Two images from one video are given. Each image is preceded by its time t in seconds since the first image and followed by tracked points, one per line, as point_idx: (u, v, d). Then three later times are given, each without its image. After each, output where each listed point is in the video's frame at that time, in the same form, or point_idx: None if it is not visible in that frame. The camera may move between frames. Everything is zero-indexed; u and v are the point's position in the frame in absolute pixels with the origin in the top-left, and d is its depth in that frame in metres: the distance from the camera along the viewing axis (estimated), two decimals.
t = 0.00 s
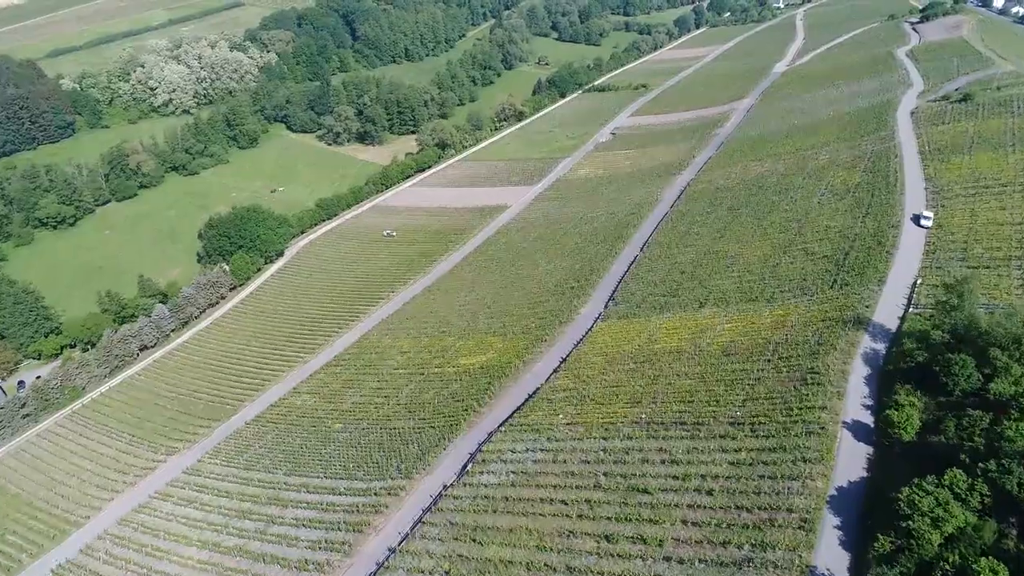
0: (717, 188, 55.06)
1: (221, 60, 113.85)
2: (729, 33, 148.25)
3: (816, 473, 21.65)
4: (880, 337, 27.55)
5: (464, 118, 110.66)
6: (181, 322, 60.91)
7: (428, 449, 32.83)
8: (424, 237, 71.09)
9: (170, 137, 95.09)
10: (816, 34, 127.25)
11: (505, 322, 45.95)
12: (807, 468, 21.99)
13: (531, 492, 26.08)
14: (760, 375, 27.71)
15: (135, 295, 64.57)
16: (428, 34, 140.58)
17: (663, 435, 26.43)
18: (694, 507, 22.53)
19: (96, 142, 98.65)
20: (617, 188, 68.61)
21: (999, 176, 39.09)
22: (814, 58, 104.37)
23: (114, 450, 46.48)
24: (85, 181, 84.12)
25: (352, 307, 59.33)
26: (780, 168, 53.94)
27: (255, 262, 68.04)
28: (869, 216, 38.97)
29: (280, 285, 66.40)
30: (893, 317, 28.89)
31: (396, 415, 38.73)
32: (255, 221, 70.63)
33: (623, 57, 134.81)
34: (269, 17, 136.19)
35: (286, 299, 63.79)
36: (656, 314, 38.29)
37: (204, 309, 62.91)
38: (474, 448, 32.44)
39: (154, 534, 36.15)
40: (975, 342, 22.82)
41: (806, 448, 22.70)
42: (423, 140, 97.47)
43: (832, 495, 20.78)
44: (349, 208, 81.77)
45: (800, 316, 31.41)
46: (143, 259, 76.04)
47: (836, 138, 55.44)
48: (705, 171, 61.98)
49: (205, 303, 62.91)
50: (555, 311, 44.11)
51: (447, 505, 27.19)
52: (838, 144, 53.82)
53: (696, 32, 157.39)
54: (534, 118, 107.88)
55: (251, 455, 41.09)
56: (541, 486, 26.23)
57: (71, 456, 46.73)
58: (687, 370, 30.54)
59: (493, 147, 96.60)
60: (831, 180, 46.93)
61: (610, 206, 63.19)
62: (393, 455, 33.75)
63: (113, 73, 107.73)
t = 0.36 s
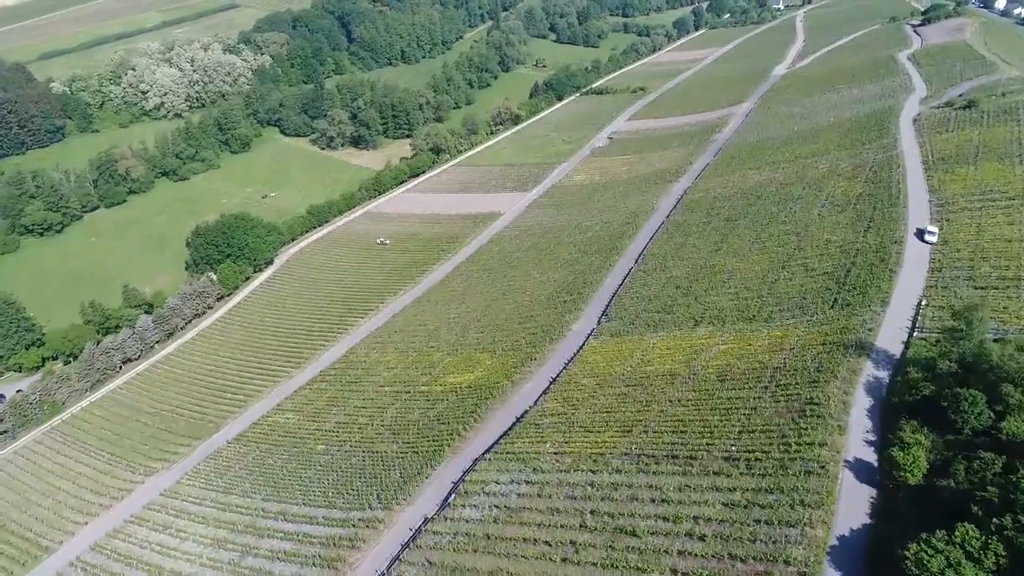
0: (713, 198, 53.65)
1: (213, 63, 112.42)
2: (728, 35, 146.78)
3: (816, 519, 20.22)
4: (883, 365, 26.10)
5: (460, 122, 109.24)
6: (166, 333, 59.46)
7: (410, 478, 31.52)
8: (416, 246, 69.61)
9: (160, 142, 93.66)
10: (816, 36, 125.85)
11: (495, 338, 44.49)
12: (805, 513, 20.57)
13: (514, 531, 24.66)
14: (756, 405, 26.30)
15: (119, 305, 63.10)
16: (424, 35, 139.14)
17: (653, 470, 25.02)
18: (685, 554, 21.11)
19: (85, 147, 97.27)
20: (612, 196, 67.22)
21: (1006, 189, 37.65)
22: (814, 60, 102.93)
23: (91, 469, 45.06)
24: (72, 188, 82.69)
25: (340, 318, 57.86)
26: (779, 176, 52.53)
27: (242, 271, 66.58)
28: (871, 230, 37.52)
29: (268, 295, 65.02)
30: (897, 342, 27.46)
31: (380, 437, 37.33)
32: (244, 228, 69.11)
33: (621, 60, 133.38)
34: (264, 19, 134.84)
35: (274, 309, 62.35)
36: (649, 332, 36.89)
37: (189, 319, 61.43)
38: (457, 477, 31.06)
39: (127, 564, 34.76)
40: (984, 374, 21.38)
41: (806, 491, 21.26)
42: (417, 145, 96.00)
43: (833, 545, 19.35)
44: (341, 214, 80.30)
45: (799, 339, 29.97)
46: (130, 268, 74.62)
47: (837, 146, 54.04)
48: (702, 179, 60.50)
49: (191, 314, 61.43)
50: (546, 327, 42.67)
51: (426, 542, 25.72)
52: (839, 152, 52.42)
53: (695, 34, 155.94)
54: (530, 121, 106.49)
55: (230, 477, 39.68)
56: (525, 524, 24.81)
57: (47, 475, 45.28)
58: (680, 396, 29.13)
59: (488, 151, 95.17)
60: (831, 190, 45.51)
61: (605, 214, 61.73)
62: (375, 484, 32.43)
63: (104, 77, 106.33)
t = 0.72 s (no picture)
0: (710, 207, 52.32)
1: (206, 66, 111.08)
2: (727, 37, 145.47)
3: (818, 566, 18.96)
4: (886, 392, 24.81)
5: (455, 126, 107.97)
6: (152, 344, 58.08)
7: (393, 507, 30.30)
8: (409, 254, 68.24)
9: (150, 146, 92.33)
10: (816, 38, 124.53)
11: (485, 353, 43.16)
12: (805, 560, 19.30)
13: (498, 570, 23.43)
14: (752, 435, 25.03)
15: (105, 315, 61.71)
16: (420, 37, 137.87)
17: (644, 506, 23.75)
18: None
19: (76, 151, 95.91)
20: (608, 203, 65.88)
21: (1013, 200, 36.37)
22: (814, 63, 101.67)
23: (69, 488, 43.71)
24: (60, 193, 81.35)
25: (329, 329, 56.50)
26: (778, 185, 51.20)
27: (230, 280, 65.23)
28: (872, 244, 36.22)
29: (257, 304, 63.73)
30: (901, 366, 26.20)
31: (365, 459, 36.05)
32: (233, 236, 67.74)
33: (619, 62, 132.09)
34: (258, 21, 133.59)
35: (263, 318, 61.06)
36: (643, 350, 35.59)
37: (176, 330, 60.07)
38: (441, 506, 29.84)
39: None
40: (994, 410, 20.60)
41: (806, 533, 20.04)
42: (411, 150, 94.72)
43: None
44: (333, 221, 79.00)
45: (798, 362, 28.66)
46: (118, 275, 73.28)
47: (837, 153, 52.71)
48: (699, 187, 59.20)
49: (178, 324, 60.06)
50: (537, 342, 41.34)
51: None
52: (839, 160, 51.11)
53: (694, 35, 154.69)
54: (526, 125, 105.15)
55: (210, 499, 38.34)
56: (509, 563, 23.59)
57: (23, 494, 43.92)
58: (674, 423, 27.85)
59: (484, 156, 93.87)
60: (831, 201, 44.22)
61: (600, 223, 60.46)
62: (356, 512, 31.17)
63: (95, 80, 105.01)
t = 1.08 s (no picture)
0: (707, 217, 50.89)
1: (198, 69, 109.69)
2: (726, 39, 144.06)
3: None
4: (890, 425, 23.37)
5: (450, 129, 106.59)
6: (136, 357, 56.72)
7: (373, 540, 28.97)
8: (401, 262, 66.83)
9: (140, 151, 90.95)
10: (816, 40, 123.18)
11: (474, 370, 41.73)
12: None
13: None
14: (749, 472, 23.65)
15: (88, 326, 60.28)
16: (417, 39, 136.48)
17: (633, 549, 22.40)
18: None
19: (65, 156, 94.51)
20: (604, 211, 64.48)
21: (1021, 214, 34.95)
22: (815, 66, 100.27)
23: (43, 509, 42.27)
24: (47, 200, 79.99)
25: (316, 341, 55.08)
26: (777, 195, 49.80)
27: (218, 289, 63.82)
28: (875, 259, 34.80)
29: (244, 314, 62.30)
30: (906, 397, 24.71)
31: (347, 484, 34.68)
32: (220, 244, 66.22)
33: (617, 64, 130.66)
34: (252, 23, 132.19)
35: (250, 329, 59.64)
36: (636, 371, 34.20)
37: (161, 342, 58.69)
38: (422, 540, 28.52)
39: None
40: (1008, 453, 19.26)
41: None
42: (406, 154, 93.32)
43: None
44: (325, 227, 77.59)
45: (797, 389, 27.26)
46: (104, 283, 71.87)
47: (837, 162, 51.30)
48: (696, 195, 57.78)
49: (163, 336, 58.68)
50: (527, 360, 39.95)
51: None
52: (840, 169, 49.71)
53: (693, 37, 153.26)
54: (522, 129, 103.68)
55: (187, 524, 36.91)
56: None
57: None
58: (666, 455, 26.47)
59: (479, 161, 92.48)
60: (832, 213, 42.83)
61: (595, 232, 59.07)
62: (335, 545, 29.81)
63: (86, 83, 103.62)
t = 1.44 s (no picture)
0: (703, 227, 49.46)
1: (190, 72, 108.24)
2: (725, 41, 142.69)
3: None
4: (895, 461, 22.00)
5: (445, 133, 105.19)
6: (118, 370, 55.27)
7: None
8: (392, 271, 65.38)
9: (129, 156, 89.53)
10: (816, 42, 121.87)
11: (461, 389, 40.29)
12: None
13: None
14: (744, 513, 22.33)
15: (71, 337, 58.79)
16: (413, 41, 135.08)
17: None
18: None
19: (53, 161, 93.05)
20: (598, 219, 63.07)
21: None
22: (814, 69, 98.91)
23: (16, 531, 40.83)
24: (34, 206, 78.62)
25: (303, 354, 53.62)
26: (775, 205, 48.39)
27: (204, 299, 62.38)
28: (877, 276, 33.39)
29: (231, 325, 60.88)
30: (910, 430, 23.29)
31: (327, 511, 33.31)
32: (207, 253, 64.49)
33: (615, 67, 129.28)
34: (246, 25, 130.80)
35: (237, 341, 58.22)
36: (628, 394, 32.86)
37: (144, 354, 57.26)
38: None
39: None
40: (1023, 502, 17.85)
41: None
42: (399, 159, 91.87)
43: None
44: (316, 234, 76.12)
45: (795, 419, 25.90)
46: (89, 292, 70.46)
47: (838, 170, 49.89)
48: (693, 204, 56.33)
49: (147, 348, 57.26)
50: (515, 378, 38.56)
51: None
52: (840, 178, 48.31)
53: (692, 39, 151.90)
54: (518, 132, 102.28)
55: (162, 551, 35.52)
56: None
57: None
58: (657, 490, 25.15)
59: (473, 166, 91.06)
60: (832, 225, 41.40)
61: (589, 242, 57.66)
62: None
63: (75, 87, 102.22)
